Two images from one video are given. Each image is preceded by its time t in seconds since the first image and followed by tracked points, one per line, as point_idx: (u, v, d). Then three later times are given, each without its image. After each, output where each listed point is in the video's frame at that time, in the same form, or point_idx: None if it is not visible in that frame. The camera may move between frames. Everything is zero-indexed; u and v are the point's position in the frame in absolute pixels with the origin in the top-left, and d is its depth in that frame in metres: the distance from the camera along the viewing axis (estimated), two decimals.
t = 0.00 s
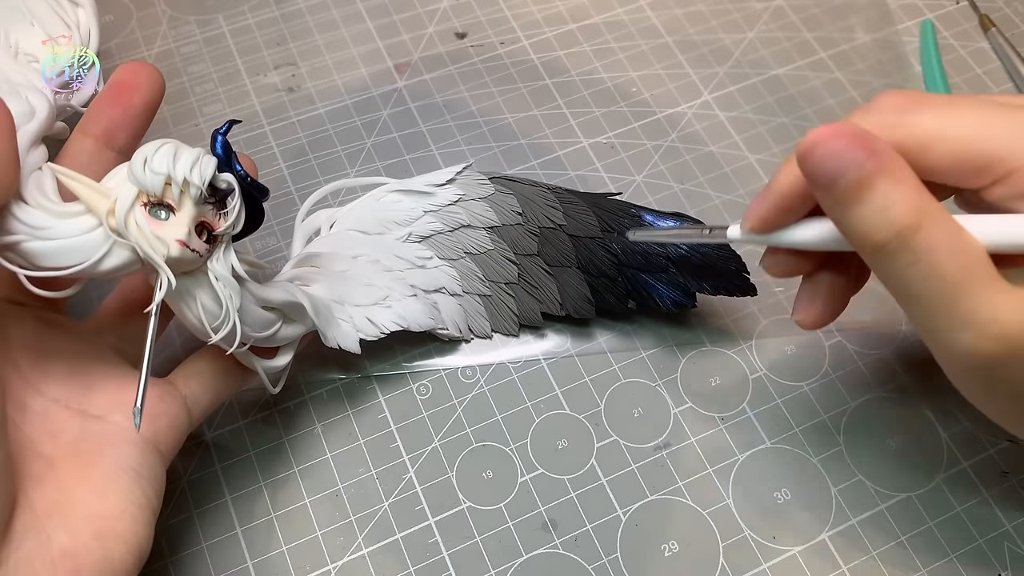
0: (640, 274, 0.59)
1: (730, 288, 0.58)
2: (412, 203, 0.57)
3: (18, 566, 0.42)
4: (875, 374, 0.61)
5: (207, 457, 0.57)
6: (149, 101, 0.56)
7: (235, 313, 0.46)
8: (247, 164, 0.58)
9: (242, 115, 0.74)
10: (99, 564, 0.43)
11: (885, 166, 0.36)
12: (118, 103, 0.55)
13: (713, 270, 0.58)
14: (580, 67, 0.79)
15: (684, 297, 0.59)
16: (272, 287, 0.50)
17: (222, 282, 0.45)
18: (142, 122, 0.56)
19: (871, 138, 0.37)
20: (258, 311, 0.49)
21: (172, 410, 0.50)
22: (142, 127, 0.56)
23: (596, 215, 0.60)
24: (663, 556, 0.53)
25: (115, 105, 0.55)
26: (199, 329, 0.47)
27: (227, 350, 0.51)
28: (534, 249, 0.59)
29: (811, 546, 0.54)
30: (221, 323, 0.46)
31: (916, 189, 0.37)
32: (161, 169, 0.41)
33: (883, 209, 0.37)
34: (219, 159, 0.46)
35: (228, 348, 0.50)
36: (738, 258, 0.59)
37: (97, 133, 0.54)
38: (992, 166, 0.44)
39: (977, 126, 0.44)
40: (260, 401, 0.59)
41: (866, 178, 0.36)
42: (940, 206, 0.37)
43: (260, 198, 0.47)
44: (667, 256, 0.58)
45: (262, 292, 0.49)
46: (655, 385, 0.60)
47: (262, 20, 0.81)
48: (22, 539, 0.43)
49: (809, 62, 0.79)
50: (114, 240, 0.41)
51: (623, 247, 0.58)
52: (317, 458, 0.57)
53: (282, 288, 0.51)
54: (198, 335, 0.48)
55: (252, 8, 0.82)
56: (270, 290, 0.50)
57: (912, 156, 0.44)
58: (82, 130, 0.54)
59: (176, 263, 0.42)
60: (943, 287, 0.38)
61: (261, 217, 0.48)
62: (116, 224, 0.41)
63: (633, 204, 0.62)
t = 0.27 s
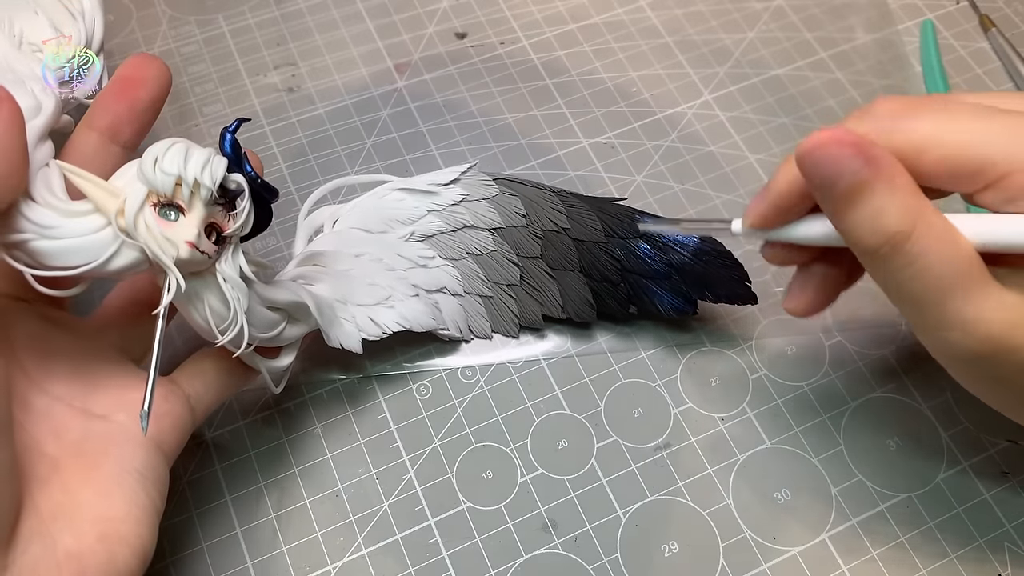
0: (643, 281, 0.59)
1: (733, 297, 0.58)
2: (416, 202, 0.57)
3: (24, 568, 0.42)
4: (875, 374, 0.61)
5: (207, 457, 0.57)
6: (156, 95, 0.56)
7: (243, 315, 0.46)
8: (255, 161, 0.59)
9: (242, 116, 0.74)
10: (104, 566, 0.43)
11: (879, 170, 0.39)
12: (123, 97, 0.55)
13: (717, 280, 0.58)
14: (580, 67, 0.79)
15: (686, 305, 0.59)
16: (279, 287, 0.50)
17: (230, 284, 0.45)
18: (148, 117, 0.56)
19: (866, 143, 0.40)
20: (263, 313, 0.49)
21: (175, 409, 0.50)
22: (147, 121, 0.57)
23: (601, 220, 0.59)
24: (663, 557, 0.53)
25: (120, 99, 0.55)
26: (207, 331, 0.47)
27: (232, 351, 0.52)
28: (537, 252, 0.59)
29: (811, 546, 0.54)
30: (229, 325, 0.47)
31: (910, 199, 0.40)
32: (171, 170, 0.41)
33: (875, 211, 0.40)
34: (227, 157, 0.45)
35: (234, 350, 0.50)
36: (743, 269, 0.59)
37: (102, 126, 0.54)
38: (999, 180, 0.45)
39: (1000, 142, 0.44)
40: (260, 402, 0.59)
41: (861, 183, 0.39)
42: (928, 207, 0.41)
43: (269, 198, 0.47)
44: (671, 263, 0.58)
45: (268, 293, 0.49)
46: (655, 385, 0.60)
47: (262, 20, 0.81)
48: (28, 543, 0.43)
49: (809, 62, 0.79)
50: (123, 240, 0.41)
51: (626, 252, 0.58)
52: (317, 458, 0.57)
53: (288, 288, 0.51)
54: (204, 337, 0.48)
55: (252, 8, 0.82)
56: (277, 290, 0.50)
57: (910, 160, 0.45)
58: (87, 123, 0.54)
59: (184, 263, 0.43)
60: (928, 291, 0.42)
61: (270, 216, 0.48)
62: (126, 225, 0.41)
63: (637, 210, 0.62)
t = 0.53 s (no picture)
0: (649, 294, 0.59)
1: (738, 314, 0.59)
2: (425, 206, 0.57)
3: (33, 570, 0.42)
4: (875, 374, 0.61)
5: (207, 457, 0.57)
6: (166, 91, 0.56)
7: (253, 323, 0.47)
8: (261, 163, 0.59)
9: (242, 116, 0.74)
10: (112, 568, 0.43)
11: (871, 161, 0.39)
12: (134, 92, 0.55)
13: (723, 296, 0.58)
14: (580, 67, 0.79)
15: (691, 320, 0.59)
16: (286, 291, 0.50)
17: (240, 288, 0.45)
18: (157, 112, 0.56)
19: (861, 134, 0.40)
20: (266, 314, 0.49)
21: (181, 411, 0.50)
22: (156, 117, 0.56)
23: (609, 230, 0.59)
24: (664, 557, 0.53)
25: (131, 94, 0.54)
26: (217, 336, 0.47)
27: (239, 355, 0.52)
28: (544, 260, 0.59)
29: (811, 546, 0.54)
30: (238, 330, 0.47)
31: (903, 196, 0.39)
32: (186, 174, 0.41)
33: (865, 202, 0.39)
34: (239, 160, 0.45)
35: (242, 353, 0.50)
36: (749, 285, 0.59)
37: (111, 122, 0.54)
38: (985, 172, 0.45)
39: (975, 141, 0.45)
40: (260, 401, 0.59)
41: (854, 174, 0.39)
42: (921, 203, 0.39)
43: (282, 204, 0.47)
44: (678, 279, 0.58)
45: (277, 297, 0.49)
46: (655, 385, 0.60)
47: (262, 20, 0.81)
48: (37, 546, 0.42)
49: (809, 62, 0.79)
50: (134, 242, 0.41)
51: (633, 265, 0.59)
52: (317, 458, 0.57)
53: (296, 291, 0.51)
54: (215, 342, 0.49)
55: (252, 8, 0.82)
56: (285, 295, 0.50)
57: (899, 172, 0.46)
58: (95, 119, 0.53)
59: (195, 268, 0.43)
60: (919, 292, 0.41)
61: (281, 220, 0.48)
62: (138, 228, 0.41)
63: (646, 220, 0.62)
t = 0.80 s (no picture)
0: (650, 297, 0.59)
1: (737, 316, 0.59)
2: (426, 206, 0.57)
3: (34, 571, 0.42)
4: (875, 373, 0.61)
5: (207, 457, 0.57)
6: (166, 91, 0.56)
7: (255, 326, 0.47)
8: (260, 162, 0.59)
9: (242, 116, 0.74)
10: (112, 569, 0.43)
11: (886, 148, 0.39)
12: (135, 91, 0.55)
13: (724, 299, 0.58)
14: (580, 67, 0.79)
15: (692, 322, 0.59)
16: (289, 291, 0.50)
17: (243, 289, 0.45)
18: (157, 112, 0.56)
19: (876, 122, 0.40)
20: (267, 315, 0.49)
21: (181, 411, 0.50)
22: (157, 116, 0.57)
23: (610, 232, 0.60)
24: (664, 557, 0.53)
25: (132, 93, 0.55)
26: (219, 336, 0.47)
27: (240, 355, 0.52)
28: (545, 261, 0.59)
29: (811, 546, 0.54)
30: (240, 330, 0.47)
31: (917, 182, 0.39)
32: (189, 174, 0.41)
33: (881, 190, 0.39)
34: (243, 159, 0.45)
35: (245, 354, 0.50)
36: (749, 288, 0.59)
37: (112, 121, 0.54)
38: (996, 165, 0.45)
39: (986, 136, 0.45)
40: (260, 401, 0.59)
41: (872, 161, 0.39)
42: (937, 194, 0.39)
43: (285, 204, 0.46)
44: (679, 280, 0.58)
45: (279, 297, 0.49)
46: (655, 385, 0.60)
47: (261, 20, 0.81)
48: (38, 547, 0.43)
49: (809, 62, 0.79)
50: (137, 242, 0.41)
51: (634, 268, 0.59)
52: (317, 458, 0.57)
53: (299, 291, 0.51)
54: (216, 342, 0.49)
55: (252, 8, 0.82)
56: (288, 295, 0.50)
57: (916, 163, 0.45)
58: (96, 117, 0.53)
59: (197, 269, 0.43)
60: (930, 281, 0.40)
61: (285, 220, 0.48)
62: (141, 228, 0.41)
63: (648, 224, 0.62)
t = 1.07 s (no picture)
0: (650, 296, 0.59)
1: (738, 314, 0.59)
2: (426, 205, 0.57)
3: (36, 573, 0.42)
4: (875, 373, 0.61)
5: (207, 457, 0.57)
6: (167, 91, 0.56)
7: (258, 325, 0.47)
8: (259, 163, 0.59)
9: (242, 116, 0.74)
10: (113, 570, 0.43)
11: (865, 167, 0.39)
12: (137, 91, 0.55)
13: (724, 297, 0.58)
14: (580, 67, 0.79)
15: (692, 320, 0.58)
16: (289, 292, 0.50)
17: (246, 289, 0.45)
18: (158, 112, 0.57)
19: (856, 141, 0.39)
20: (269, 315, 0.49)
21: (183, 410, 0.50)
22: (159, 115, 0.57)
23: (610, 231, 0.60)
24: (664, 557, 0.53)
25: (134, 92, 0.55)
26: (221, 336, 0.48)
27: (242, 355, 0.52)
28: (545, 260, 0.59)
29: (811, 546, 0.54)
30: (243, 330, 0.47)
31: (894, 199, 0.39)
32: (192, 174, 0.41)
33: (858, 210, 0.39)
34: (244, 159, 0.45)
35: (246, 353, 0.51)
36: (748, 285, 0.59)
37: (114, 120, 0.54)
38: (976, 179, 0.44)
39: (974, 146, 0.45)
40: (260, 401, 0.59)
41: (851, 180, 0.39)
42: (918, 211, 0.39)
43: (287, 204, 0.47)
44: (679, 279, 0.58)
45: (280, 297, 0.49)
46: (655, 385, 0.60)
47: (261, 20, 0.81)
48: (41, 548, 0.43)
49: (809, 62, 0.79)
50: (139, 242, 0.41)
51: (634, 266, 0.59)
52: (317, 458, 0.57)
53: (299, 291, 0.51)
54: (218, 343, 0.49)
55: (252, 8, 0.82)
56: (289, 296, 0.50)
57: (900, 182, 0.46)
58: (99, 117, 0.54)
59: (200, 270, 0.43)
60: (908, 297, 0.41)
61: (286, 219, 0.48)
62: (144, 228, 0.41)
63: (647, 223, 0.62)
